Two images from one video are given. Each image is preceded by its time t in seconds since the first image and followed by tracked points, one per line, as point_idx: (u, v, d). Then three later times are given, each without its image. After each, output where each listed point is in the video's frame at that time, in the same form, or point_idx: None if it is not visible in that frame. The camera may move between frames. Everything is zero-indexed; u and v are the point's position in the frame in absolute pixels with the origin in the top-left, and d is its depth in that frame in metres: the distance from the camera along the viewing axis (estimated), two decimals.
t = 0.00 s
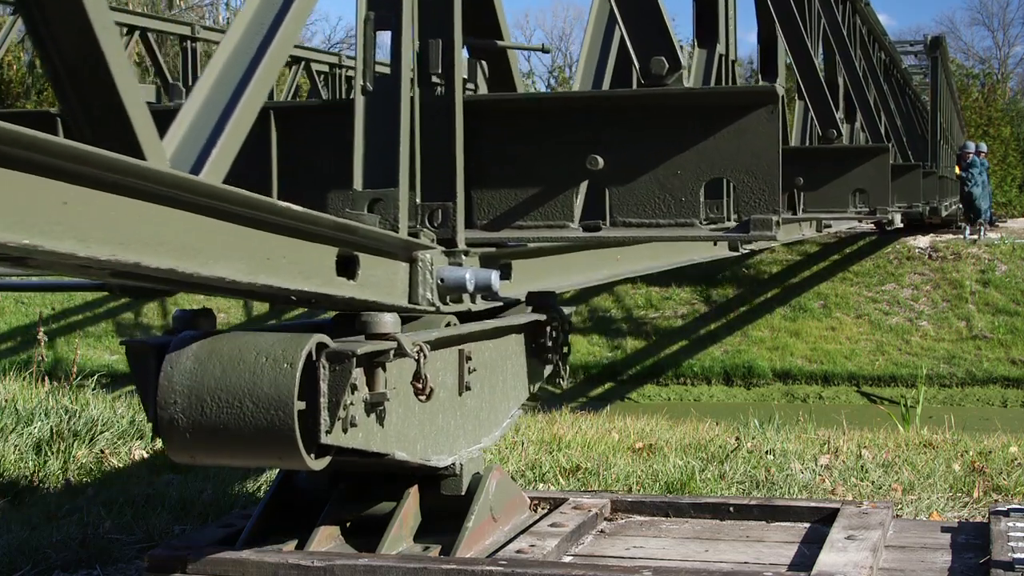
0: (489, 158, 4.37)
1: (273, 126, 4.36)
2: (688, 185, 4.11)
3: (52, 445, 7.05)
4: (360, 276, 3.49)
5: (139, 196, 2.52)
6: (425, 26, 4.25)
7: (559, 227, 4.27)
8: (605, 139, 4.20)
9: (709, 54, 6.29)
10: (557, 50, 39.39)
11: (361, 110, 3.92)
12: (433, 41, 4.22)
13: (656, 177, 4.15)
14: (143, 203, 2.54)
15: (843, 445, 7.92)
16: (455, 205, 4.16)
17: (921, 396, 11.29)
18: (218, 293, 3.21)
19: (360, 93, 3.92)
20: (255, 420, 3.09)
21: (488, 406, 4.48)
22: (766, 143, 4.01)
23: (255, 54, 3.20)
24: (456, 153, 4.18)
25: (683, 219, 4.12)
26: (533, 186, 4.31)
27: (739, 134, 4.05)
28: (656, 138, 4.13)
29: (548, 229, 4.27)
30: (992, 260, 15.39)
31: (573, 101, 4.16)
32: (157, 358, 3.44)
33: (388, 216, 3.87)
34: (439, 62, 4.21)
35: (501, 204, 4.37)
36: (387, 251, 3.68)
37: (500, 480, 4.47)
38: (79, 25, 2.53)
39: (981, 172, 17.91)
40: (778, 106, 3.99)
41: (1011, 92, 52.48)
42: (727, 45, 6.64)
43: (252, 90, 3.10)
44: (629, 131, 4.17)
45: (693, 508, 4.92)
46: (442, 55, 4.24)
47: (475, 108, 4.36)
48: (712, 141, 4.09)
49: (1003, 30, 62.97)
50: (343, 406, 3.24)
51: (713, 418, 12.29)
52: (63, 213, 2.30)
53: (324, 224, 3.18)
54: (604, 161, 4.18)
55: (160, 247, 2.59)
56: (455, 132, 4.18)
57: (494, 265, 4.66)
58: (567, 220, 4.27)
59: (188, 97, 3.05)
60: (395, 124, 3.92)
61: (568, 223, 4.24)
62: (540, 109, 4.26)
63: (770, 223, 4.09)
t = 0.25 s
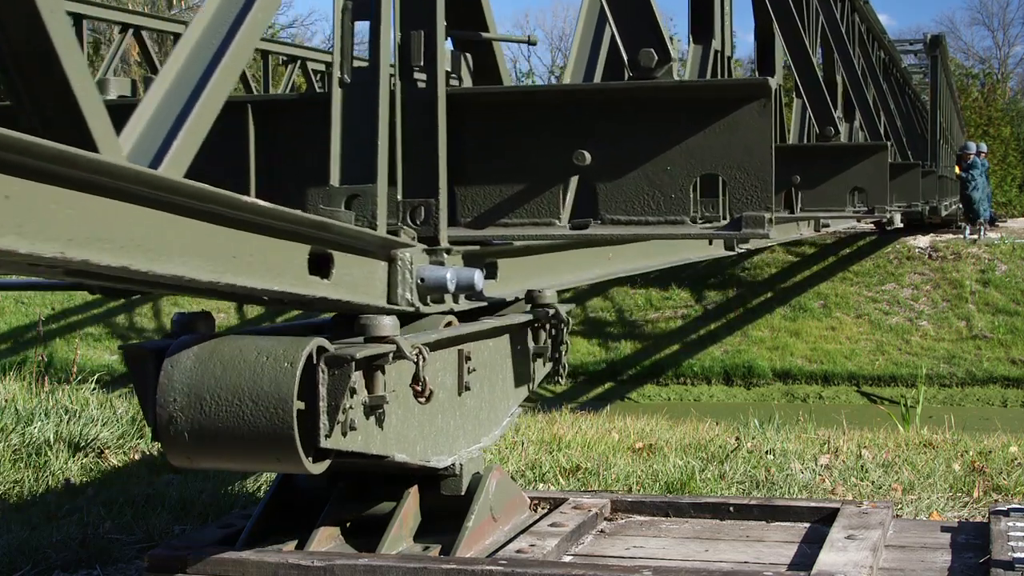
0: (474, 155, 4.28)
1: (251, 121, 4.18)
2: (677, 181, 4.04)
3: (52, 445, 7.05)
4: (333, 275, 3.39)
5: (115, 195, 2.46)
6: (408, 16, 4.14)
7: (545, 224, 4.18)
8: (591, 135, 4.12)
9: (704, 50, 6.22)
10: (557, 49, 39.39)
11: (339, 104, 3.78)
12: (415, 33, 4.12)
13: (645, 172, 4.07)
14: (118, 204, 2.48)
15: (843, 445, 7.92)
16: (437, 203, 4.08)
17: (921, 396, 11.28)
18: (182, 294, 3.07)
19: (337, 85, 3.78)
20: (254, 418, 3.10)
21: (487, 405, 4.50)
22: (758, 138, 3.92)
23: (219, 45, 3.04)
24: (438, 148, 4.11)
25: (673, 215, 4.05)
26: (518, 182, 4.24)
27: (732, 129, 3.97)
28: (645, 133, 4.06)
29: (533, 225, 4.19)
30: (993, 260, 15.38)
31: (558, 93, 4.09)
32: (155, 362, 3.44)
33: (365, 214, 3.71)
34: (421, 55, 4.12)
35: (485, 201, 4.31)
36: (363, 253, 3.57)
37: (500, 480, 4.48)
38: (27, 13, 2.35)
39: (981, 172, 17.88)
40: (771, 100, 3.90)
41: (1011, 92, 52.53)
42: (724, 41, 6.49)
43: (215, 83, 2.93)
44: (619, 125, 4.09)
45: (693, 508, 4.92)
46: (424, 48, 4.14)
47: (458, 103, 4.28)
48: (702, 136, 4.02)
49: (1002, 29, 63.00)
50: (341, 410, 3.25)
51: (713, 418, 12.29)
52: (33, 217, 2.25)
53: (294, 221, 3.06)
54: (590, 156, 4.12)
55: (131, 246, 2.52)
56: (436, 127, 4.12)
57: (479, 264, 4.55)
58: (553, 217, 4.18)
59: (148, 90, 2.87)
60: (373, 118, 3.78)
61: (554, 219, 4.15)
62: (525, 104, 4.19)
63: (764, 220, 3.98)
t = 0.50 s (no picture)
0: (462, 150, 4.14)
1: (227, 114, 4.16)
2: (667, 177, 3.90)
3: (51, 445, 7.04)
4: (308, 276, 3.24)
5: (106, 200, 2.45)
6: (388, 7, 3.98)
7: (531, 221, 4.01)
8: (578, 130, 3.98)
9: (700, 46, 6.17)
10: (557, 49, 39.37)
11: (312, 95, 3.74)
12: (395, 24, 3.95)
13: (633, 168, 3.93)
14: (109, 208, 2.46)
15: (843, 444, 7.93)
16: (418, 200, 3.91)
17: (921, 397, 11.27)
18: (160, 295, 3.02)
19: (312, 76, 3.73)
20: (253, 418, 3.11)
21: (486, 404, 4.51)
22: (749, 132, 3.81)
23: (183, 33, 2.90)
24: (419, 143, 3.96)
25: (662, 213, 3.93)
26: (504, 178, 4.09)
27: (722, 122, 3.85)
28: (634, 128, 3.92)
29: (519, 223, 4.03)
30: (993, 259, 15.37)
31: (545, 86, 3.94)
32: (155, 367, 3.44)
33: (341, 210, 3.61)
34: (400, 47, 3.94)
35: (469, 197, 4.14)
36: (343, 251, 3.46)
37: (500, 480, 4.48)
38: None
39: (981, 172, 17.86)
40: (762, 93, 3.80)
41: (1011, 92, 52.58)
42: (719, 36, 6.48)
43: (177, 74, 2.78)
44: (609, 118, 3.95)
45: (693, 508, 4.92)
46: (405, 37, 3.96)
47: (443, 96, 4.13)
48: (692, 131, 3.88)
49: (1002, 30, 63.03)
50: (341, 415, 3.25)
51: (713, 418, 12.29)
52: (18, 220, 2.22)
53: (269, 220, 2.96)
54: (578, 151, 3.97)
55: (119, 249, 2.49)
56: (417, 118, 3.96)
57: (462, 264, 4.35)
58: (539, 215, 4.02)
59: (107, 82, 2.73)
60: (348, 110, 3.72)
61: (540, 217, 3.99)
62: (511, 97, 4.05)
63: (755, 216, 3.85)
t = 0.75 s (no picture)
0: (446, 147, 4.06)
1: (202, 112, 4.16)
2: (656, 176, 3.82)
3: (51, 445, 7.04)
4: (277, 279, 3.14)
5: (81, 206, 2.41)
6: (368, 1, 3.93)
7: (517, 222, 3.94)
8: (562, 127, 3.90)
9: (696, 43, 6.13)
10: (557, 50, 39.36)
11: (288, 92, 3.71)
12: (375, 20, 3.89)
13: (621, 167, 3.85)
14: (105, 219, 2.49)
15: (843, 444, 7.92)
16: (397, 199, 3.85)
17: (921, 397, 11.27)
18: (130, 304, 2.93)
19: (286, 72, 3.70)
20: (255, 414, 3.12)
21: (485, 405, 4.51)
22: (740, 129, 3.74)
23: (139, 31, 2.77)
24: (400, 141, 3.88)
25: (651, 213, 3.85)
26: (487, 177, 4.02)
27: (714, 119, 3.77)
28: (620, 125, 3.85)
29: (502, 224, 3.96)
30: (993, 260, 15.36)
31: (529, 83, 3.88)
32: (154, 369, 3.43)
33: (314, 211, 3.57)
34: (380, 43, 3.89)
35: (452, 197, 4.08)
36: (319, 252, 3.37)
37: (500, 480, 4.48)
38: None
39: (981, 172, 17.85)
40: (754, 89, 3.74)
41: (1012, 92, 52.58)
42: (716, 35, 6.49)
43: (134, 70, 2.67)
44: (596, 115, 3.86)
45: (693, 508, 4.92)
46: (384, 32, 3.91)
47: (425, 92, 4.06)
48: (682, 129, 3.81)
49: (1002, 30, 63.03)
50: (340, 415, 3.25)
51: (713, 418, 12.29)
52: (18, 224, 2.26)
53: (235, 220, 2.84)
54: (563, 149, 3.90)
55: (101, 255, 2.48)
56: (399, 116, 3.89)
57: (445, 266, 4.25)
58: (524, 215, 3.96)
59: (57, 81, 2.61)
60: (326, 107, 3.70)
61: (525, 218, 3.94)
62: (496, 95, 3.99)
63: (746, 217, 3.74)
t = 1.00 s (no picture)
0: (426, 142, 3.88)
1: (172, 107, 3.92)
2: (643, 175, 3.64)
3: (51, 445, 7.05)
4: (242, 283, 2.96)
5: (69, 215, 2.35)
6: None
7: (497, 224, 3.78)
8: (549, 124, 3.72)
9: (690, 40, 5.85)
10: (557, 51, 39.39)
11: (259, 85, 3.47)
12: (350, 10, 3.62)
13: (606, 165, 3.67)
14: (104, 230, 2.45)
15: (843, 444, 7.92)
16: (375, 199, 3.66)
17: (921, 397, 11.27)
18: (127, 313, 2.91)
19: (256, 66, 3.45)
20: (252, 408, 3.15)
21: (484, 405, 4.51)
22: (730, 126, 3.56)
23: (99, 10, 2.55)
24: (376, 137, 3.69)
25: (637, 214, 3.67)
26: (469, 176, 3.85)
27: (703, 114, 3.57)
28: (608, 122, 3.66)
29: (484, 225, 3.80)
30: (993, 259, 15.36)
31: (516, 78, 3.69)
32: (150, 368, 3.43)
33: (285, 212, 3.34)
34: (356, 36, 3.63)
35: (431, 197, 3.90)
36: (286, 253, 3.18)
37: (500, 480, 4.48)
38: None
39: (981, 171, 17.84)
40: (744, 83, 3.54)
41: (1012, 92, 52.60)
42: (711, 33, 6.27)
43: (90, 52, 2.46)
44: (582, 112, 3.68)
45: (693, 508, 4.92)
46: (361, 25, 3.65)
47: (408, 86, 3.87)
48: (668, 125, 3.61)
49: (1002, 31, 63.05)
50: (336, 415, 3.25)
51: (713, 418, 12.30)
52: (15, 237, 2.22)
53: (197, 222, 2.68)
54: (546, 148, 3.72)
55: (98, 265, 2.44)
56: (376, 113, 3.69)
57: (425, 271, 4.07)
58: (506, 216, 3.79)
59: (7, 64, 2.39)
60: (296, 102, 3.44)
61: (506, 218, 3.77)
62: (480, 89, 3.81)
63: (737, 217, 3.54)
